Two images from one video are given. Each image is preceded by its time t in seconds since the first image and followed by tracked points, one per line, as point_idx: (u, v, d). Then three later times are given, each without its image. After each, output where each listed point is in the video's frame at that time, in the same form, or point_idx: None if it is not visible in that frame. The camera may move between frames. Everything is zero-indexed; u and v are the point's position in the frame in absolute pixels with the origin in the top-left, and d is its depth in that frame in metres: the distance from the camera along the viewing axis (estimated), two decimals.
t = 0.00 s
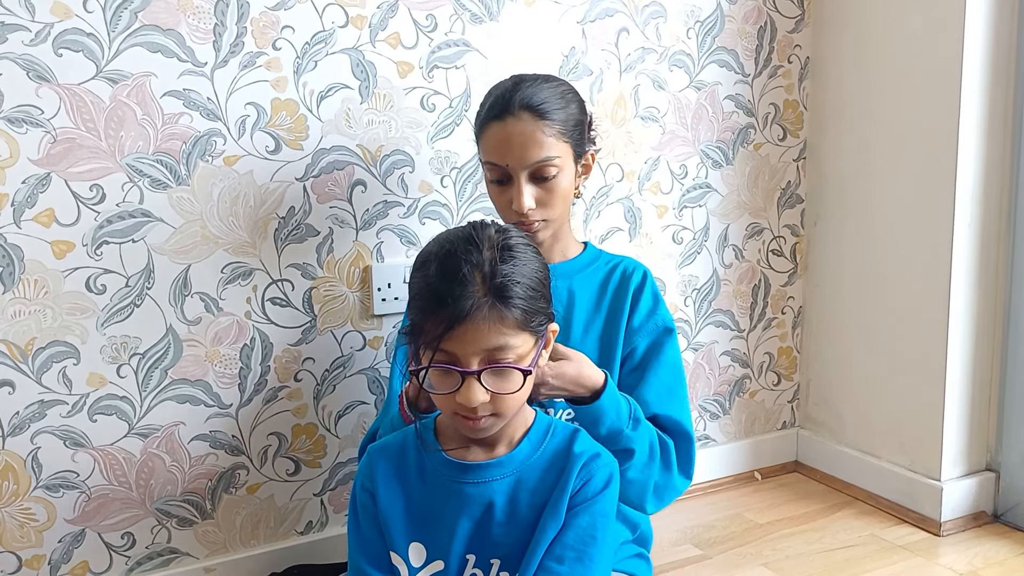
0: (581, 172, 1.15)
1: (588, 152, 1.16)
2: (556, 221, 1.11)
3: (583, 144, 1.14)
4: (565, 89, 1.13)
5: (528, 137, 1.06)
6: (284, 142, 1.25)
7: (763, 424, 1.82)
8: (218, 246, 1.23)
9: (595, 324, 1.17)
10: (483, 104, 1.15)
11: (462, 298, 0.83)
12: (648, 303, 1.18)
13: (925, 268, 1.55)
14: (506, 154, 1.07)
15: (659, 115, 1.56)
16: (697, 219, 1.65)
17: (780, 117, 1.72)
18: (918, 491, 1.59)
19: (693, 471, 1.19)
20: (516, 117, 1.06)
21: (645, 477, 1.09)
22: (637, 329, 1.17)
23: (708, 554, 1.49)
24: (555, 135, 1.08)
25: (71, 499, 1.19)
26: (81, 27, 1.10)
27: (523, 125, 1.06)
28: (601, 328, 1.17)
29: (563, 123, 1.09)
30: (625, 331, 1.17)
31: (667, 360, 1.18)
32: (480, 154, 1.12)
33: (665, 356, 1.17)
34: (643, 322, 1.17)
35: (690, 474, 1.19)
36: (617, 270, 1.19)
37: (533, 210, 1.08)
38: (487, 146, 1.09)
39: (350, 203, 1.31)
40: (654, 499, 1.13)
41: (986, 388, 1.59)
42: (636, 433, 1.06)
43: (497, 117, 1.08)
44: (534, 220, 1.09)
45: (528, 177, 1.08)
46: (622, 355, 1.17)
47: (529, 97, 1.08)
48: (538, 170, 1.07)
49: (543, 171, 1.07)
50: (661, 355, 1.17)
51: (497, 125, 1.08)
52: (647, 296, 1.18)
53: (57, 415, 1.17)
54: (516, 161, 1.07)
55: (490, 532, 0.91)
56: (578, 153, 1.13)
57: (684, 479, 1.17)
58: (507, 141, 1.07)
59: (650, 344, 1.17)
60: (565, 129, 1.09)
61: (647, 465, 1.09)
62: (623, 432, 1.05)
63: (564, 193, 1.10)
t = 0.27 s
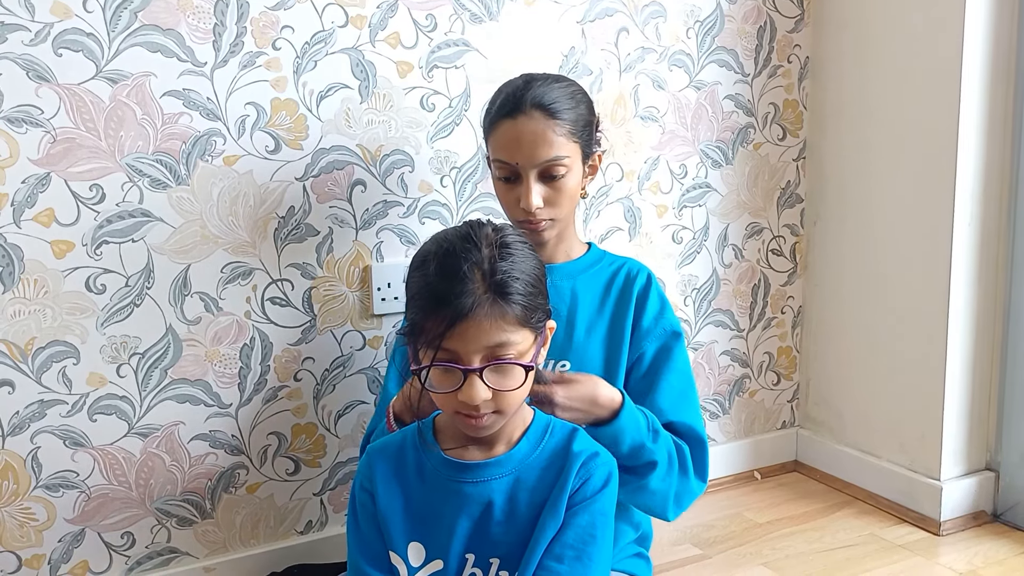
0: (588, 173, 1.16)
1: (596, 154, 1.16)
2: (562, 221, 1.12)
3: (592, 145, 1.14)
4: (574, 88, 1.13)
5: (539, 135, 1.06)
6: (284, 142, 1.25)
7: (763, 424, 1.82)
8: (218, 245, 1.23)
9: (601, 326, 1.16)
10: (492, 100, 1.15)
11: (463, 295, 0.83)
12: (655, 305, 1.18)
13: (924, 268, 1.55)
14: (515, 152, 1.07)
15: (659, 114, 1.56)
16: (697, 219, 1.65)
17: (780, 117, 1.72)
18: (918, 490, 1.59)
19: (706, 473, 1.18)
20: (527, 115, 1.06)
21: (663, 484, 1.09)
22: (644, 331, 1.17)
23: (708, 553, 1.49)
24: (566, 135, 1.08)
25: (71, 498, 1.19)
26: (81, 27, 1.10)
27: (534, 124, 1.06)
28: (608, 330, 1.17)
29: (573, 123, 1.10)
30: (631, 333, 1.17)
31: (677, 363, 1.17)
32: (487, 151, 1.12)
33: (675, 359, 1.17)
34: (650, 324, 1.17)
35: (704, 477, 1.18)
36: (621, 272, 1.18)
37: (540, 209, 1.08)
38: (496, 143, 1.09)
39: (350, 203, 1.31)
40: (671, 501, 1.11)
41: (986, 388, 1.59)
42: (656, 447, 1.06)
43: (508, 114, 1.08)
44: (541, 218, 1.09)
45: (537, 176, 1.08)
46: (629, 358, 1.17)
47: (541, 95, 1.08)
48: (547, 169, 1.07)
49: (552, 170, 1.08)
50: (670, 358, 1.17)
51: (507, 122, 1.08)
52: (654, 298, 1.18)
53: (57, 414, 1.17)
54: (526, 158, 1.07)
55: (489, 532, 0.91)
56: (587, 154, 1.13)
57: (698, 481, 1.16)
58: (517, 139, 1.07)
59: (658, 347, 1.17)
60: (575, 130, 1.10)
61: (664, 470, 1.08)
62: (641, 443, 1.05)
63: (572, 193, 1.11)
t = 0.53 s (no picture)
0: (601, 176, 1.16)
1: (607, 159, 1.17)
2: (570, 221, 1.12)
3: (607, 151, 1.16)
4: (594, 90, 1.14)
5: (560, 133, 1.07)
6: (284, 141, 1.25)
7: (763, 423, 1.81)
8: (218, 245, 1.23)
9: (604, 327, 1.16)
10: (510, 94, 1.15)
11: (465, 295, 0.83)
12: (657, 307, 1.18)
13: (925, 267, 1.55)
14: (534, 145, 1.08)
15: (659, 114, 1.56)
16: (698, 218, 1.64)
17: (780, 116, 1.72)
18: (919, 490, 1.59)
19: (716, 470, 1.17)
20: (551, 110, 1.08)
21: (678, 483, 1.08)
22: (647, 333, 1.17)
23: (708, 553, 1.49)
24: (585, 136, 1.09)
25: (72, 498, 1.19)
26: (81, 26, 1.10)
27: (557, 119, 1.08)
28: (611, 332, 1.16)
29: (592, 124, 1.11)
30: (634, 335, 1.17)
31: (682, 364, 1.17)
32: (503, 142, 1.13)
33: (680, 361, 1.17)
34: (654, 326, 1.17)
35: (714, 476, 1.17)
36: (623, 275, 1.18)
37: (552, 206, 1.09)
38: (514, 135, 1.10)
39: (350, 202, 1.31)
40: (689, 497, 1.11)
41: (986, 387, 1.59)
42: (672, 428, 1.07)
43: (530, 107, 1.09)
44: (552, 215, 1.10)
45: (552, 172, 1.09)
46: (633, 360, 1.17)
47: (563, 94, 1.09)
48: (564, 166, 1.09)
49: (568, 167, 1.09)
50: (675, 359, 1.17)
51: (530, 115, 1.09)
52: (655, 301, 1.19)
53: (57, 413, 1.17)
54: (545, 152, 1.08)
55: (488, 531, 0.91)
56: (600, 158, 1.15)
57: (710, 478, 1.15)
58: (537, 133, 1.08)
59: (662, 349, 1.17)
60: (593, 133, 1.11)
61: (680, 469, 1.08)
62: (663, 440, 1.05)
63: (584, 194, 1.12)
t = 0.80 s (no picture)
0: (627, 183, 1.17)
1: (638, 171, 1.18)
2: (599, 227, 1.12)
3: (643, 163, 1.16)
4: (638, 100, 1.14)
5: (613, 139, 1.06)
6: (283, 141, 1.25)
7: (764, 422, 1.81)
8: (218, 244, 1.23)
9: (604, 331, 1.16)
10: (558, 89, 1.12)
11: (465, 296, 0.83)
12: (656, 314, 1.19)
13: (925, 267, 1.55)
14: (585, 146, 1.06)
15: (660, 113, 1.56)
16: (698, 217, 1.64)
17: (780, 115, 1.72)
18: (919, 489, 1.59)
19: (686, 481, 1.20)
20: (609, 114, 1.06)
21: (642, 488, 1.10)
22: (643, 340, 1.18)
23: (708, 552, 1.49)
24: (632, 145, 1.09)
25: (72, 497, 1.19)
26: (81, 25, 1.10)
27: (614, 125, 1.06)
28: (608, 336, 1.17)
29: (639, 135, 1.11)
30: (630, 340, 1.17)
31: (668, 371, 1.18)
32: (550, 136, 1.10)
33: (667, 368, 1.18)
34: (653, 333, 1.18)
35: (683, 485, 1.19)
36: (630, 279, 1.19)
37: (591, 210, 1.08)
38: (564, 131, 1.07)
39: (350, 201, 1.31)
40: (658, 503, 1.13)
41: (986, 387, 1.59)
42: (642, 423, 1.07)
43: (584, 107, 1.07)
44: (588, 220, 1.09)
45: (597, 177, 1.08)
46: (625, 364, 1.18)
47: (620, 101, 1.09)
48: (608, 173, 1.08)
49: (614, 175, 1.08)
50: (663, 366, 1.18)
51: (586, 115, 1.07)
52: (657, 307, 1.19)
53: (57, 413, 1.17)
54: (597, 156, 1.06)
55: (488, 532, 0.91)
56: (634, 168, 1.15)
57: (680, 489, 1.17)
58: (591, 135, 1.06)
59: (654, 355, 1.18)
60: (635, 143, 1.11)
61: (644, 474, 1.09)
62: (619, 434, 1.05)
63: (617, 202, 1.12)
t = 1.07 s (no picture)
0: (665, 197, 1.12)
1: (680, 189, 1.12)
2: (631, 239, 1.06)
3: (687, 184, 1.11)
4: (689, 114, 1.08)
5: (666, 154, 1.00)
6: (284, 140, 1.25)
7: (764, 422, 1.81)
8: (218, 243, 1.23)
9: (617, 336, 1.15)
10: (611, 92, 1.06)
11: (468, 297, 0.83)
12: (671, 328, 1.17)
13: (925, 266, 1.55)
14: (634, 154, 1.00)
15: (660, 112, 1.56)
16: (698, 217, 1.64)
17: (780, 115, 1.72)
18: (919, 488, 1.59)
19: (665, 499, 1.14)
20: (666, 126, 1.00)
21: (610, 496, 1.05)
22: (652, 351, 1.15)
23: (709, 552, 1.49)
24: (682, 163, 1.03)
25: (72, 496, 1.19)
26: (81, 24, 1.10)
27: (668, 139, 1.01)
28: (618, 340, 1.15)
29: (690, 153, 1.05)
30: (640, 349, 1.15)
31: (670, 385, 1.15)
32: (598, 136, 1.04)
33: (669, 383, 1.15)
34: (663, 343, 1.16)
35: (661, 503, 1.13)
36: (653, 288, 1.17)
37: (628, 223, 1.02)
38: (616, 134, 1.01)
39: (350, 200, 1.31)
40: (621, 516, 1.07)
41: (987, 386, 1.59)
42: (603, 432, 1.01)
43: (639, 114, 1.01)
44: (623, 230, 1.03)
45: (641, 189, 1.02)
46: (631, 371, 1.15)
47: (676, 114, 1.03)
48: (653, 187, 1.02)
49: (658, 189, 1.02)
50: (666, 380, 1.15)
51: (642, 123, 1.01)
52: (673, 321, 1.17)
53: (57, 412, 1.17)
54: (646, 166, 1.00)
55: (490, 531, 0.91)
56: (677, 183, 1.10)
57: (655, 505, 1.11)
58: (642, 142, 1.00)
59: (660, 367, 1.15)
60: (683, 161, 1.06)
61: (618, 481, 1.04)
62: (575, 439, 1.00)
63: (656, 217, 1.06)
